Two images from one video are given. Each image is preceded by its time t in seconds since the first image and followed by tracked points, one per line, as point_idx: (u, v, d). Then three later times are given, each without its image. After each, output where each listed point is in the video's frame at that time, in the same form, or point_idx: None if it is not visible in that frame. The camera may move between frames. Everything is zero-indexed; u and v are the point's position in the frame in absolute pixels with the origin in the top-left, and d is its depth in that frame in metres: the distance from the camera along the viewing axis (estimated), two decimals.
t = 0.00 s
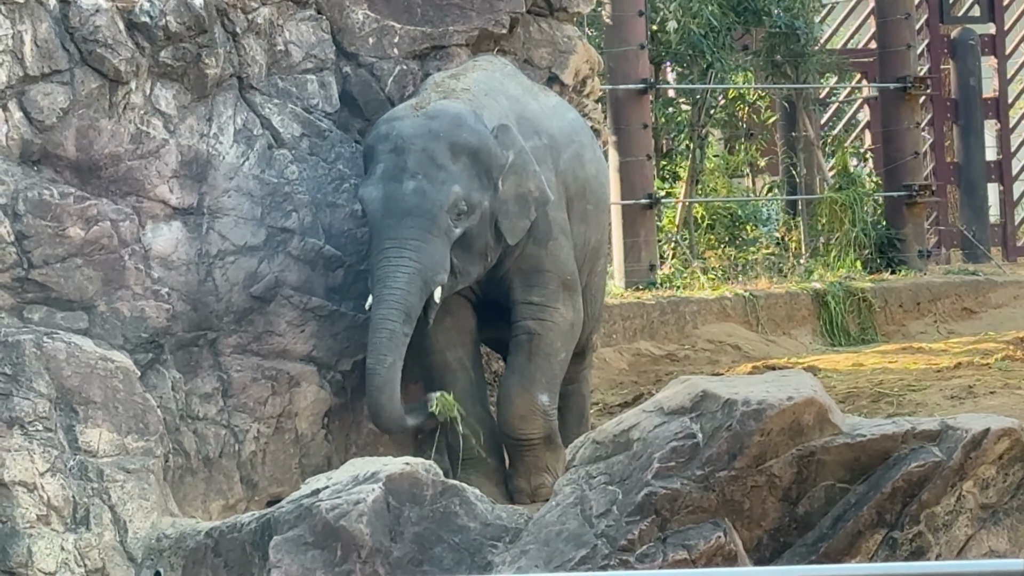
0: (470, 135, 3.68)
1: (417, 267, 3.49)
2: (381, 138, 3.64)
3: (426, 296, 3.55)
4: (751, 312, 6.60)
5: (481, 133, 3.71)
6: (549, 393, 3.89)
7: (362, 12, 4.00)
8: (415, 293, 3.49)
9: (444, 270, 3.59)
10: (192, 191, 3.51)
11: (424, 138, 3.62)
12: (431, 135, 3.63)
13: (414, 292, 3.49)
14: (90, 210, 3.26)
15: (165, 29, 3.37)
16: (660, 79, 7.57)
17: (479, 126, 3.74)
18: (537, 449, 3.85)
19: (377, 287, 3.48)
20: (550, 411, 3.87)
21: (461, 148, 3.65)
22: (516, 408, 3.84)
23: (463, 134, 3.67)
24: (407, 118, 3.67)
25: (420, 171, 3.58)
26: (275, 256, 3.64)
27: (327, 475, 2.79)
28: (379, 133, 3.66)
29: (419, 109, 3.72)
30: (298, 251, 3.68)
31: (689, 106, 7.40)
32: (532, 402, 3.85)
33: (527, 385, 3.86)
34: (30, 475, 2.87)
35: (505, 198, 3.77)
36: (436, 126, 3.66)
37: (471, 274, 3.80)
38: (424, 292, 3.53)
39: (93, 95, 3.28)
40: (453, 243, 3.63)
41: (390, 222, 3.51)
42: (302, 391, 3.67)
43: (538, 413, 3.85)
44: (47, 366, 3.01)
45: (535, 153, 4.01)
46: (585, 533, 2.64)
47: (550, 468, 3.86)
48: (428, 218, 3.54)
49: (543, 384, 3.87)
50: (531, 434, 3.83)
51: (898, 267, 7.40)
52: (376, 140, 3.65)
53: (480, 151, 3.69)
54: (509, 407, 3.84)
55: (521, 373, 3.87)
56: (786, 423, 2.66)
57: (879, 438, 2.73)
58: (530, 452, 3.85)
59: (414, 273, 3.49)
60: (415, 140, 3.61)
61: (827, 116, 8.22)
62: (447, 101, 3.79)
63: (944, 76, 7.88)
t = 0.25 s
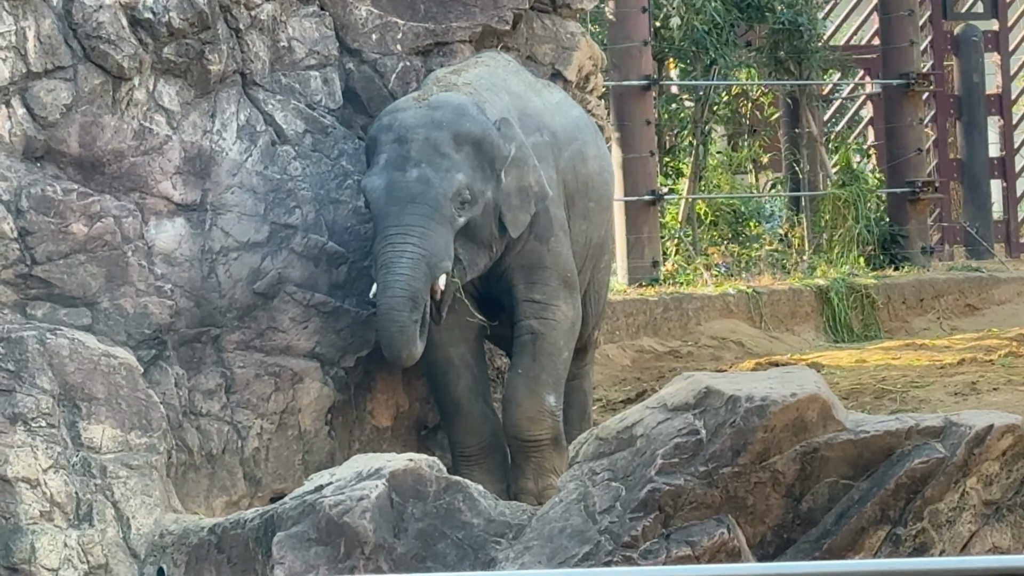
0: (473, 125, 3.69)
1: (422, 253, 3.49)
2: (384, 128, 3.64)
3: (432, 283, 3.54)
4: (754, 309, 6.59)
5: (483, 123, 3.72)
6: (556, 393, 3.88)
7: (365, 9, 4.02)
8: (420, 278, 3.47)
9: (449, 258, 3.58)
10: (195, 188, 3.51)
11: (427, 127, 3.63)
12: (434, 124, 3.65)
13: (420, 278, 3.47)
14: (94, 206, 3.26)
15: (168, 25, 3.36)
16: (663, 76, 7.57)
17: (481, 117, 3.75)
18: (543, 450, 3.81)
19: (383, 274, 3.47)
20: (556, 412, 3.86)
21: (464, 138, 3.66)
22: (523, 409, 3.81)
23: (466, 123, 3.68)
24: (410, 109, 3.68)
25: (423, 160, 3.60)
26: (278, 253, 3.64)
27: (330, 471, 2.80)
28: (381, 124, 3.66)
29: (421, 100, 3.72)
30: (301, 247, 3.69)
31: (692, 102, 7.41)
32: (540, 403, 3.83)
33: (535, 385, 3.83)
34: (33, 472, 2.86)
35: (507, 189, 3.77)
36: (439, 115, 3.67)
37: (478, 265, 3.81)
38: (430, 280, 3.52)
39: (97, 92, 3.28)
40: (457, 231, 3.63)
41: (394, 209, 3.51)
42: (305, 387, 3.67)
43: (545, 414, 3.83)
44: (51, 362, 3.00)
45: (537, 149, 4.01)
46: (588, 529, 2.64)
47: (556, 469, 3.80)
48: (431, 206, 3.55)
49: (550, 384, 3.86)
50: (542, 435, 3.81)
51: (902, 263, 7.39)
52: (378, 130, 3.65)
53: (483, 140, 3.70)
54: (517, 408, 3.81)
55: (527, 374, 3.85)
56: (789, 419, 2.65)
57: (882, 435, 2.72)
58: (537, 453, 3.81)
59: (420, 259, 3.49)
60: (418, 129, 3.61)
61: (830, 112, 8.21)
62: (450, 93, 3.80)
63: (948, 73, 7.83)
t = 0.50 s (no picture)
0: (477, 129, 3.68)
1: (429, 263, 3.49)
2: (388, 132, 3.62)
3: (439, 291, 3.55)
4: (756, 307, 6.60)
5: (487, 125, 3.71)
6: (560, 392, 3.88)
7: (368, 7, 4.02)
8: (427, 290, 3.49)
9: (456, 265, 3.59)
10: (198, 186, 3.51)
11: (430, 132, 3.61)
12: (438, 128, 3.63)
13: (426, 289, 3.49)
14: (96, 205, 3.26)
15: (170, 24, 3.37)
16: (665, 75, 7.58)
17: (485, 118, 3.74)
18: (548, 448, 3.80)
19: (390, 285, 3.48)
20: (561, 411, 3.86)
21: (468, 142, 3.65)
22: (528, 407, 3.81)
23: (469, 126, 3.67)
24: (413, 112, 3.66)
25: (428, 165, 3.58)
26: (280, 251, 3.63)
27: (332, 470, 2.79)
28: (385, 127, 3.64)
29: (424, 102, 3.70)
30: (304, 246, 3.67)
31: (694, 101, 7.41)
32: (545, 402, 3.83)
33: (540, 383, 3.84)
34: (36, 470, 2.85)
35: (511, 190, 3.77)
36: (442, 119, 3.65)
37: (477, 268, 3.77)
38: (437, 290, 3.53)
39: (99, 90, 3.28)
40: (463, 237, 3.63)
41: (399, 217, 3.51)
42: (308, 385, 3.67)
43: (550, 412, 3.83)
44: (53, 361, 3.01)
45: (540, 147, 4.01)
46: (591, 528, 2.63)
47: (560, 467, 3.77)
48: (438, 213, 3.54)
49: (555, 383, 3.86)
50: (546, 434, 3.80)
51: (904, 262, 7.37)
52: (381, 134, 3.63)
53: (487, 143, 3.69)
54: (522, 406, 3.81)
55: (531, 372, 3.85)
56: (791, 418, 2.65)
57: (885, 433, 2.73)
58: (541, 451, 3.80)
59: (426, 269, 3.50)
60: (421, 134, 3.60)
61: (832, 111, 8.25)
62: (453, 94, 3.79)
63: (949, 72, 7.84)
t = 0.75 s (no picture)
0: (484, 138, 3.65)
1: (436, 279, 3.50)
2: (395, 140, 3.59)
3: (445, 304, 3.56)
4: (756, 307, 6.60)
5: (494, 133, 3.68)
6: (560, 392, 3.88)
7: (369, 7, 4.01)
8: (432, 305, 3.51)
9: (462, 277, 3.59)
10: (198, 186, 3.51)
11: (438, 142, 3.58)
12: (445, 139, 3.60)
13: (434, 305, 3.51)
14: (97, 205, 3.26)
15: (171, 24, 3.37)
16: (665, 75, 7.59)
17: (491, 125, 3.71)
18: (547, 448, 3.81)
19: (397, 300, 3.49)
20: (561, 411, 3.86)
21: (475, 152, 3.63)
22: (528, 406, 3.82)
23: (476, 136, 3.64)
24: (420, 119, 3.63)
25: (435, 177, 3.55)
26: (281, 251, 3.63)
27: (332, 470, 2.79)
28: (391, 134, 3.60)
29: (431, 109, 3.67)
30: (304, 246, 3.67)
31: (695, 101, 7.40)
32: (545, 402, 3.83)
33: (540, 383, 3.83)
34: (37, 471, 2.86)
35: (516, 196, 3.76)
36: (449, 128, 3.62)
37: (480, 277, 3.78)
38: (444, 304, 3.54)
39: (100, 91, 3.29)
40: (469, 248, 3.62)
41: (407, 230, 3.50)
42: (309, 386, 3.67)
43: (550, 412, 3.84)
44: (54, 361, 3.01)
45: (543, 148, 4.00)
46: (591, 528, 2.64)
47: (559, 468, 3.79)
48: (445, 225, 3.53)
49: (555, 383, 3.85)
50: (545, 434, 3.81)
51: (904, 262, 7.38)
52: (388, 141, 3.60)
53: (494, 152, 3.67)
54: (522, 406, 3.82)
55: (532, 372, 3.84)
56: (792, 418, 2.65)
57: (886, 434, 2.72)
58: (541, 451, 3.82)
59: (433, 285, 3.51)
60: (429, 144, 3.57)
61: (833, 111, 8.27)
62: (460, 99, 3.76)
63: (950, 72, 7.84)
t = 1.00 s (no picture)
0: (496, 143, 3.65)
1: (454, 286, 3.50)
2: (406, 145, 3.56)
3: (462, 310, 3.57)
4: (756, 309, 6.60)
5: (504, 138, 3.68)
6: (556, 392, 3.89)
7: (368, 9, 4.01)
8: (452, 312, 3.51)
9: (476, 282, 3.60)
10: (198, 188, 3.52)
11: (451, 148, 3.57)
12: (458, 144, 3.58)
13: (453, 313, 3.51)
14: (97, 207, 3.26)
15: (171, 26, 3.39)
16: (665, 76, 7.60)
17: (500, 129, 3.70)
18: (540, 450, 3.83)
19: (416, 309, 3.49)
20: (556, 411, 3.87)
21: (487, 157, 3.62)
22: (523, 405, 3.83)
23: (488, 141, 3.63)
24: (430, 124, 3.61)
25: (449, 183, 3.55)
26: (281, 253, 3.63)
27: (331, 472, 2.79)
28: (401, 139, 3.58)
29: (441, 114, 3.64)
30: (305, 248, 3.67)
31: (695, 103, 7.40)
32: (541, 402, 3.84)
33: (537, 383, 3.84)
34: (37, 472, 2.86)
35: (524, 198, 3.77)
36: (461, 134, 3.60)
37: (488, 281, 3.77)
38: (461, 311, 3.55)
39: (100, 92, 3.28)
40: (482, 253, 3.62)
41: (423, 238, 3.49)
42: (309, 387, 3.67)
43: (545, 412, 3.84)
44: (54, 363, 3.01)
45: (547, 149, 4.01)
46: (591, 530, 2.64)
47: (551, 469, 3.83)
48: (460, 232, 3.53)
49: (551, 383, 3.86)
50: (540, 432, 3.82)
51: (904, 264, 7.38)
52: (398, 146, 3.57)
53: (505, 157, 3.66)
54: (517, 405, 3.83)
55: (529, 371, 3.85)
56: (792, 420, 2.65)
57: (885, 435, 2.73)
58: (534, 451, 3.83)
59: (451, 293, 3.51)
60: (442, 150, 3.56)
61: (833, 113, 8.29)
62: (467, 103, 3.74)
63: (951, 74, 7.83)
